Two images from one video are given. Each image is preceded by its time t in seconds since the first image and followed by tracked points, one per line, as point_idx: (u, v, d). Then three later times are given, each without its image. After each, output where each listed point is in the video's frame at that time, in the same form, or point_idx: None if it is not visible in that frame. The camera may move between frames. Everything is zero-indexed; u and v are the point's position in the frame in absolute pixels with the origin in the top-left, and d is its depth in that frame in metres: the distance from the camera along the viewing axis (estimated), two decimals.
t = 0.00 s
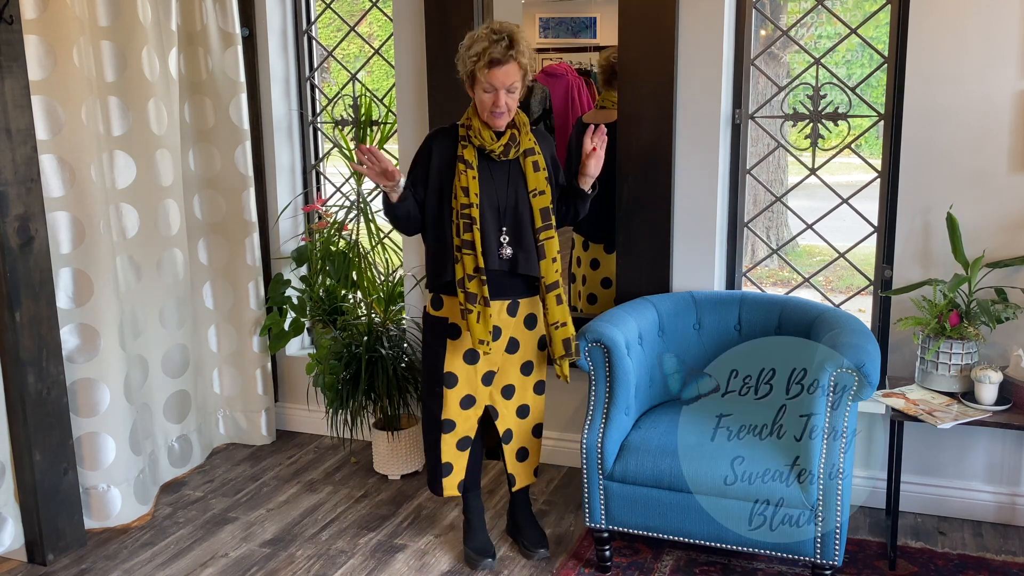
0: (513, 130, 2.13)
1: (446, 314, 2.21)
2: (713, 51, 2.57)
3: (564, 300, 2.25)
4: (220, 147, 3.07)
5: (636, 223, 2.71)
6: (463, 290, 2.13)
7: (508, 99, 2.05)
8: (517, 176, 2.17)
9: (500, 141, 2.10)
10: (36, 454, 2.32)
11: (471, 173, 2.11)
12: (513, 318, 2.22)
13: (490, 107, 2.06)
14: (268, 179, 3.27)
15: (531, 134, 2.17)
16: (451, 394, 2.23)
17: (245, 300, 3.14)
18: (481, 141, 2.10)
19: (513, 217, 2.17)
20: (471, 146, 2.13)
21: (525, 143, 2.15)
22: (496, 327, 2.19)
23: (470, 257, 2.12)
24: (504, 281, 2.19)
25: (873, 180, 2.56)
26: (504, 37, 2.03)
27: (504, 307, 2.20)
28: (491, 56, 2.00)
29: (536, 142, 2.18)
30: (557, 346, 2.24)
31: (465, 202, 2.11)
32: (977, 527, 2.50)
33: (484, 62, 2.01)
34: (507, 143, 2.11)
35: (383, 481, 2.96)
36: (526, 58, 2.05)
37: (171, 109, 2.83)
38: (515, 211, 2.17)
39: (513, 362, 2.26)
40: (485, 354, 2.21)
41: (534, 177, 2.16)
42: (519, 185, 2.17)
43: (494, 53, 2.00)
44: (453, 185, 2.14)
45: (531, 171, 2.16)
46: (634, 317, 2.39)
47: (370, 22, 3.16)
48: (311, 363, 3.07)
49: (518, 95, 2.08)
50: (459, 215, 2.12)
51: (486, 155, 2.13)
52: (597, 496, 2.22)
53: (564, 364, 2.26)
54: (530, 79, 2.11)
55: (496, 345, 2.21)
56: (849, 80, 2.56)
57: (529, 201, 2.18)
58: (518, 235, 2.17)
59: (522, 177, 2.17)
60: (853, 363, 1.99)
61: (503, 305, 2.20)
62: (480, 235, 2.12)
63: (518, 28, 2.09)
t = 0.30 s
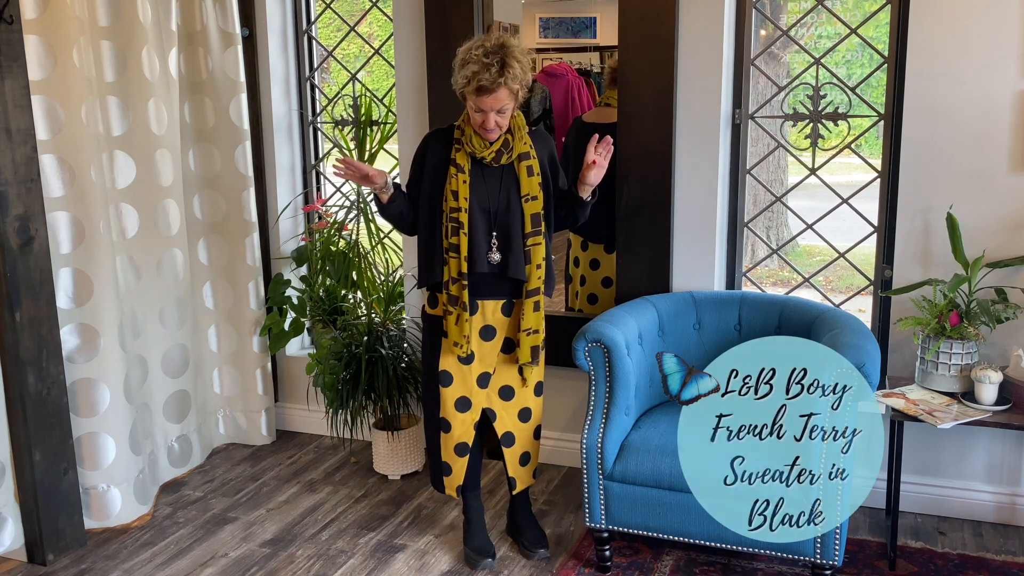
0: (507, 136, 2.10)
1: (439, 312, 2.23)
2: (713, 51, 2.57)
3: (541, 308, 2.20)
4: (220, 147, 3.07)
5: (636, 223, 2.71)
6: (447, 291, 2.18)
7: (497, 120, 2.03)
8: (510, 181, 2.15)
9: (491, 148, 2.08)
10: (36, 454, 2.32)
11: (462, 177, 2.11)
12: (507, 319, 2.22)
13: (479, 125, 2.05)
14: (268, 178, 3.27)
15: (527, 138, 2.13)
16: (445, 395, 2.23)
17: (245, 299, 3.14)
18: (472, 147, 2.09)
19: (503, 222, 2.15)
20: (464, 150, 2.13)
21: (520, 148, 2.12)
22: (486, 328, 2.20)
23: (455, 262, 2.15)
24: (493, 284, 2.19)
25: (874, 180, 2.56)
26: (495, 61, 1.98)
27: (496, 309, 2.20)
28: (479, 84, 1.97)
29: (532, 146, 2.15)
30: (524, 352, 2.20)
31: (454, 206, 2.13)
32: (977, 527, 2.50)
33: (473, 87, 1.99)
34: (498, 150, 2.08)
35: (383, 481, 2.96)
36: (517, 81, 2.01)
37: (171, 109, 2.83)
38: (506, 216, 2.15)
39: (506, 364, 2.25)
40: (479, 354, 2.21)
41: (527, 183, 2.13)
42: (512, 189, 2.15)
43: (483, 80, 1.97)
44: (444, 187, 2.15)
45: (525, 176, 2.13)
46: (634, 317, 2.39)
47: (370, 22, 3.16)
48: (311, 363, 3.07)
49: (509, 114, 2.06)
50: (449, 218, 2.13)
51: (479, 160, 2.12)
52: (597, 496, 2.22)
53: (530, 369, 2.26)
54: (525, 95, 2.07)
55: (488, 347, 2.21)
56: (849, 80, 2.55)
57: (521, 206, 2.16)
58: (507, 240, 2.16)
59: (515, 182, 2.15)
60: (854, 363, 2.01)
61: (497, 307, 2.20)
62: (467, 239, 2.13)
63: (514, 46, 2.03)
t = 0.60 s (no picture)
0: (503, 137, 2.10)
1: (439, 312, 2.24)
2: (713, 51, 2.57)
3: (540, 309, 2.19)
4: (220, 147, 3.07)
5: (636, 223, 2.71)
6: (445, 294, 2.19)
7: (491, 124, 2.03)
8: (507, 182, 2.14)
9: (485, 151, 2.08)
10: (36, 454, 2.32)
11: (459, 180, 2.11)
12: (507, 319, 2.22)
13: (473, 130, 2.05)
14: (268, 178, 3.27)
15: (524, 139, 2.13)
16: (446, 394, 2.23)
17: (245, 299, 3.14)
18: (467, 150, 2.09)
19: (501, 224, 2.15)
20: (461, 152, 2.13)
21: (516, 148, 2.12)
22: (485, 328, 2.20)
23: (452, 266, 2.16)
24: (492, 285, 2.19)
25: (874, 180, 2.56)
26: (484, 66, 1.98)
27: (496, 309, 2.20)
28: (469, 90, 1.97)
29: (529, 145, 2.14)
30: (525, 352, 2.20)
31: (451, 209, 2.12)
32: (977, 527, 2.50)
33: (463, 94, 1.99)
34: (493, 152, 2.08)
35: (383, 481, 2.96)
36: (508, 85, 2.00)
37: (171, 109, 2.83)
38: (505, 217, 2.15)
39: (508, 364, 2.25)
40: (480, 354, 2.21)
41: (524, 183, 2.13)
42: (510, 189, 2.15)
43: (472, 86, 1.97)
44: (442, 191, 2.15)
45: (522, 176, 2.13)
46: (634, 317, 2.39)
47: (370, 22, 3.16)
48: (311, 363, 3.07)
49: (503, 118, 2.04)
50: (446, 221, 2.13)
51: (475, 162, 2.12)
52: (597, 496, 2.22)
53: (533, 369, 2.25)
54: (517, 97, 2.06)
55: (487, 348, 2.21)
56: (849, 80, 2.56)
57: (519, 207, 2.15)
58: (506, 241, 2.15)
59: (512, 182, 2.14)
60: (855, 363, 2.02)
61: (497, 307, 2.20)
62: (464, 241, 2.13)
63: (503, 49, 2.02)
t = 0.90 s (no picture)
0: (503, 137, 2.09)
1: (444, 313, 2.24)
2: (713, 51, 2.57)
3: (552, 308, 2.19)
4: (220, 147, 3.07)
5: (636, 223, 2.71)
6: (449, 296, 2.18)
7: (491, 125, 2.02)
8: (507, 182, 2.14)
9: (486, 152, 2.07)
10: (36, 454, 2.32)
11: (459, 181, 2.12)
12: (509, 319, 2.22)
13: (474, 131, 2.04)
14: (268, 179, 3.27)
15: (524, 139, 2.12)
16: (449, 395, 2.23)
17: (245, 299, 3.14)
18: (468, 151, 2.09)
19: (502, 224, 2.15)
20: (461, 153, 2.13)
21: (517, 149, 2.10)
22: (486, 328, 2.20)
23: (455, 267, 2.16)
24: (493, 285, 2.20)
25: (873, 180, 2.56)
26: (481, 67, 1.96)
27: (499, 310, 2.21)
28: (468, 92, 1.97)
29: (529, 145, 2.13)
30: (544, 353, 2.19)
31: (451, 210, 2.13)
32: (977, 527, 2.50)
33: (462, 95, 1.98)
34: (494, 154, 2.07)
35: (383, 481, 2.96)
36: (507, 86, 1.99)
37: (171, 109, 2.83)
38: (505, 218, 2.15)
39: (512, 364, 2.26)
40: (483, 355, 2.21)
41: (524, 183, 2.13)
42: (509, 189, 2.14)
43: (471, 87, 1.96)
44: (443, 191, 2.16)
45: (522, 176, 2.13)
46: (633, 317, 2.39)
47: (370, 22, 3.16)
48: (311, 363, 3.07)
49: (504, 116, 2.04)
50: (447, 222, 2.14)
51: (476, 163, 2.12)
52: (597, 496, 2.22)
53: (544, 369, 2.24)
54: (517, 98, 2.05)
55: (489, 348, 2.21)
56: (849, 80, 2.56)
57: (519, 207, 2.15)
58: (507, 241, 2.15)
59: (512, 182, 2.15)
60: (855, 363, 2.03)
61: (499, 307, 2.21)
62: (465, 241, 2.14)
63: (502, 50, 2.02)
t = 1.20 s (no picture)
0: (507, 135, 2.08)
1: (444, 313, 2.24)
2: (713, 51, 2.58)
3: (549, 308, 2.20)
4: (220, 147, 3.07)
5: (636, 223, 2.71)
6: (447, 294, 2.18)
7: (494, 106, 2.01)
8: (510, 179, 2.15)
9: (492, 148, 2.06)
10: (36, 454, 2.32)
11: (462, 179, 2.12)
12: (510, 320, 2.22)
13: (476, 114, 2.03)
14: (268, 179, 3.27)
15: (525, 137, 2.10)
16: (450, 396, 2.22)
17: (245, 299, 3.14)
18: (473, 147, 2.08)
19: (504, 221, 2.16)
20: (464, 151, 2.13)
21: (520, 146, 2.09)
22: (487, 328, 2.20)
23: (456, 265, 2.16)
24: (495, 283, 2.19)
25: (873, 180, 2.56)
26: (488, 44, 1.99)
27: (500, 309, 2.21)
28: (473, 65, 1.97)
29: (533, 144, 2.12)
30: (535, 352, 2.19)
31: (455, 208, 2.13)
32: (977, 527, 2.50)
33: (467, 70, 1.99)
34: (499, 151, 2.07)
35: (383, 481, 2.96)
36: (513, 67, 2.00)
37: (171, 109, 2.83)
38: (508, 217, 2.15)
39: (511, 366, 2.25)
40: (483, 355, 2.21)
41: (526, 182, 2.14)
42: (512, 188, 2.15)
43: (476, 62, 1.97)
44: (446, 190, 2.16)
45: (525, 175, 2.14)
46: (633, 317, 2.39)
47: (370, 22, 3.16)
48: (311, 363, 3.06)
49: (507, 100, 2.03)
50: (450, 221, 2.14)
51: (479, 160, 2.12)
52: (597, 496, 2.22)
53: (538, 370, 2.25)
54: (522, 85, 2.05)
55: (489, 348, 2.21)
56: (849, 80, 2.56)
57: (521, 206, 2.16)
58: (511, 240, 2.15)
59: (516, 182, 2.15)
60: (855, 363, 2.03)
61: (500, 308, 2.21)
62: (468, 239, 2.13)
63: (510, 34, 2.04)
